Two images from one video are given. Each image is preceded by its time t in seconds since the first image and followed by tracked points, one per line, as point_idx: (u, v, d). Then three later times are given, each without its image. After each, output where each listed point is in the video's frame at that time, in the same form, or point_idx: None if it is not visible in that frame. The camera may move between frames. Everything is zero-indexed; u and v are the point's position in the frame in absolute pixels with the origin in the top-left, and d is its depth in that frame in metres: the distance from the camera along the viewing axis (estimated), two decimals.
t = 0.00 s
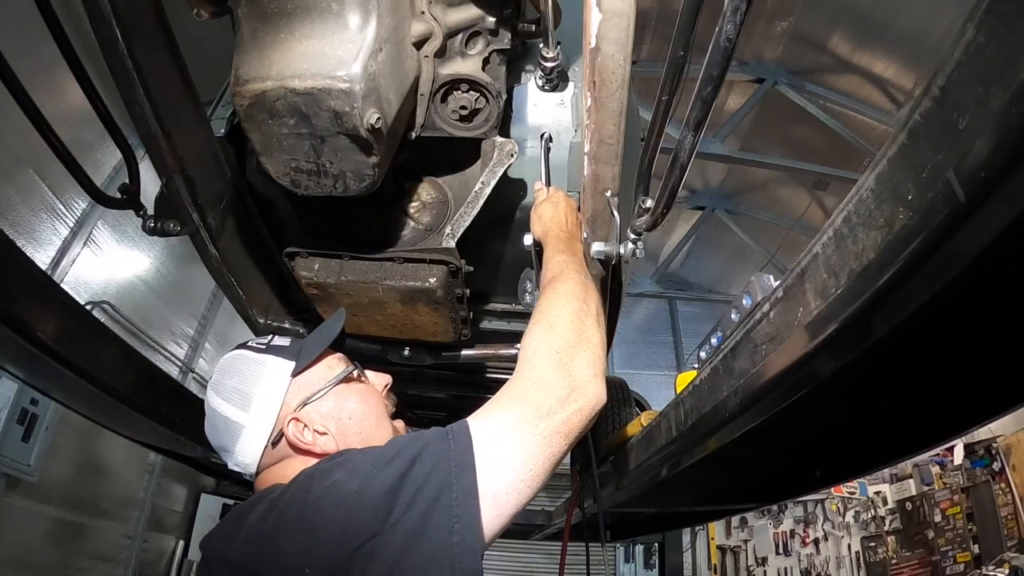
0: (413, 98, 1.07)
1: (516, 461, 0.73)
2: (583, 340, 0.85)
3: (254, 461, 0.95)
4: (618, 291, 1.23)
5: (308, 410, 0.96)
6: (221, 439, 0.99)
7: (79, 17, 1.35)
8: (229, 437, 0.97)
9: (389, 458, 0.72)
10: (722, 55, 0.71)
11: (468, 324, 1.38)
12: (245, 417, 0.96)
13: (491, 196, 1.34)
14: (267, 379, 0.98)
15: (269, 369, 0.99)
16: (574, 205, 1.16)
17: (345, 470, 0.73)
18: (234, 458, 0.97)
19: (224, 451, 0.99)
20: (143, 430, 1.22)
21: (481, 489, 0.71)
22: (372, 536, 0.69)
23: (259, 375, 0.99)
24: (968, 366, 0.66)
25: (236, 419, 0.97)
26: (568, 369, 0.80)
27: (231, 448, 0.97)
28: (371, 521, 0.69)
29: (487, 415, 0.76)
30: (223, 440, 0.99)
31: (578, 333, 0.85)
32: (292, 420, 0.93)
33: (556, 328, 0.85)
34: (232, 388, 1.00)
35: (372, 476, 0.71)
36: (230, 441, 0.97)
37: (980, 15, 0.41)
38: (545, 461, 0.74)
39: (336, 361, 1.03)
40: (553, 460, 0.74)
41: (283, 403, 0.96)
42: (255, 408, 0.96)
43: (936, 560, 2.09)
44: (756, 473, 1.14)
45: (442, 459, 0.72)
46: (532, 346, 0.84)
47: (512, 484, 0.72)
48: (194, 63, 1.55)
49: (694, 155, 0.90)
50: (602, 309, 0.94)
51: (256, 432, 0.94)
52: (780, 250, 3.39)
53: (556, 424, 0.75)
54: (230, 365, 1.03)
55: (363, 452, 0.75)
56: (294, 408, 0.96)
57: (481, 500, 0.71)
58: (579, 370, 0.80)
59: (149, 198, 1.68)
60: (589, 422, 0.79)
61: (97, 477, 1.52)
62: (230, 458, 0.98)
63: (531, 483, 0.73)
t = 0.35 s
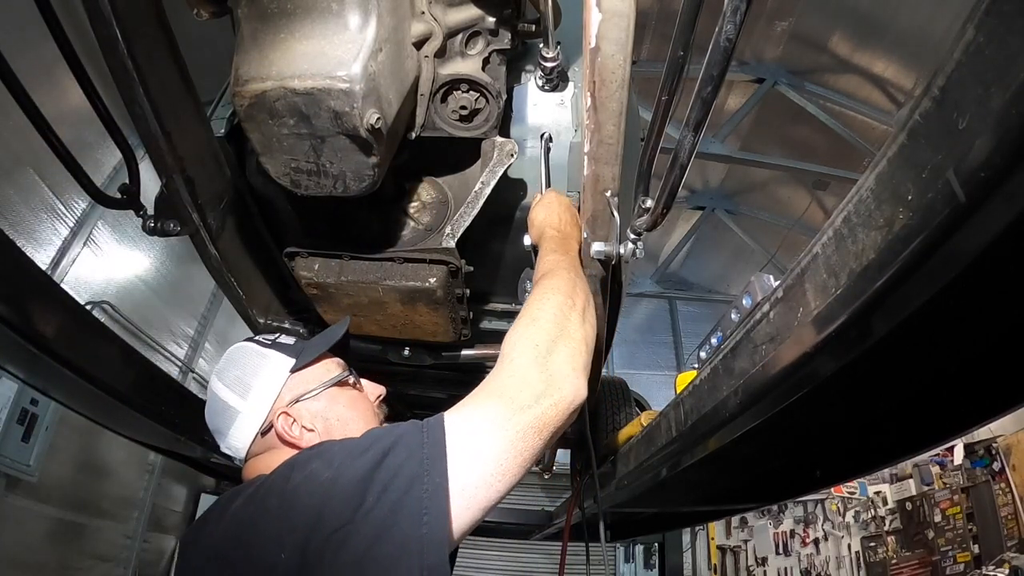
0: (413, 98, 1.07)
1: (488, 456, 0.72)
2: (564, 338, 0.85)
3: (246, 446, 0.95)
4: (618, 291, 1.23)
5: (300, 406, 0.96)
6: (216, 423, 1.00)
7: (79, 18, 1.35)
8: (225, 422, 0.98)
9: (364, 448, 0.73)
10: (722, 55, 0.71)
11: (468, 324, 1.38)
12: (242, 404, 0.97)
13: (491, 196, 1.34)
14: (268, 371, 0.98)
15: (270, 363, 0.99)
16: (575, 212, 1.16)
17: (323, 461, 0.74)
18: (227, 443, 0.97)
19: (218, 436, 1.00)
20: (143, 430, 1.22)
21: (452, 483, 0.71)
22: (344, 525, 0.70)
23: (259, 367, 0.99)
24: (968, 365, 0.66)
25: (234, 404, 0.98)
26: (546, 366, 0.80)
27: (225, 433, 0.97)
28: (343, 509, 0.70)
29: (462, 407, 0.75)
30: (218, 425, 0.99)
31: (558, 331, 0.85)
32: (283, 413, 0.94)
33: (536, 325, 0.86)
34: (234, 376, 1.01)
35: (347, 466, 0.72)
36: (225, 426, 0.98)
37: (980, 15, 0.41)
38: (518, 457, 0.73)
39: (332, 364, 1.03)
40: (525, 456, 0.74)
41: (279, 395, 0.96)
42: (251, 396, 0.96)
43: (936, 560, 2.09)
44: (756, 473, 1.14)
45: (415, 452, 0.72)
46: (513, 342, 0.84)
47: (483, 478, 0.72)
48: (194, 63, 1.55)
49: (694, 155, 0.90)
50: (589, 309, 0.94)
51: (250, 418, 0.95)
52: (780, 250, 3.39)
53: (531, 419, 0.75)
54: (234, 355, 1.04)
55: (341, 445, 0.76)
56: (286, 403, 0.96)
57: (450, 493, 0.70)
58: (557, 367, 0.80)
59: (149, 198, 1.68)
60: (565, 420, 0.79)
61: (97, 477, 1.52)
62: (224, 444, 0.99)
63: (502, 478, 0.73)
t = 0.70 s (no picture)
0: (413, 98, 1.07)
1: (471, 469, 0.72)
2: (549, 352, 0.85)
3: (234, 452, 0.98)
4: (618, 291, 1.23)
5: (282, 413, 0.97)
6: (208, 429, 1.03)
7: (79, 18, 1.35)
8: (215, 428, 1.00)
9: (353, 454, 0.74)
10: (722, 55, 0.71)
11: (468, 324, 1.38)
12: (227, 411, 0.98)
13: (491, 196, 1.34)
14: (252, 377, 0.99)
15: (254, 370, 1.00)
16: (577, 217, 1.15)
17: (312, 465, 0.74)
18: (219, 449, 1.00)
19: (211, 441, 1.03)
20: (143, 430, 1.22)
21: (434, 494, 0.71)
22: (333, 530, 0.70)
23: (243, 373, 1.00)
24: (969, 366, 0.66)
25: (220, 411, 0.99)
26: (531, 381, 0.80)
27: (217, 439, 1.00)
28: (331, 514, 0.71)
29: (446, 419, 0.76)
30: (210, 431, 1.02)
31: (544, 345, 0.86)
32: (263, 419, 0.96)
33: (523, 337, 0.86)
34: (222, 383, 1.02)
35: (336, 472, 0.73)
36: (215, 432, 1.00)
37: (979, 15, 0.41)
38: (500, 470, 0.74)
39: (318, 368, 1.02)
40: (507, 470, 0.74)
41: (261, 402, 0.97)
42: (235, 403, 0.98)
43: (936, 560, 2.09)
44: (757, 473, 1.14)
45: (400, 461, 0.72)
46: (500, 354, 0.84)
47: (464, 492, 0.72)
48: (194, 63, 1.54)
49: (694, 155, 0.90)
50: (577, 321, 0.94)
51: (236, 425, 0.97)
52: (780, 250, 3.39)
53: (513, 434, 0.75)
54: (223, 360, 1.05)
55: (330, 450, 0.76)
56: (269, 409, 0.97)
57: (432, 504, 0.70)
58: (542, 382, 0.80)
59: (149, 198, 1.69)
60: (546, 435, 0.79)
61: (97, 477, 1.52)
62: (217, 448, 1.02)
63: (483, 492, 0.73)
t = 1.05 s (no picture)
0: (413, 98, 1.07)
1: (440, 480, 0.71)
2: (532, 358, 0.82)
3: (235, 437, 0.99)
4: (618, 291, 1.23)
5: (283, 411, 0.98)
6: (216, 413, 1.04)
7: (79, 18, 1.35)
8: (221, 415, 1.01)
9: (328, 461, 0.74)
10: (722, 55, 0.71)
11: (468, 324, 1.38)
12: (237, 399, 0.99)
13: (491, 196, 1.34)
14: (266, 372, 1.00)
15: (269, 365, 1.01)
16: (576, 221, 1.15)
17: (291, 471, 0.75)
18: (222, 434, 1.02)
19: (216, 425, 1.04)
20: (143, 430, 1.23)
21: (402, 506, 0.70)
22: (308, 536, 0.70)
23: (258, 366, 1.01)
24: (969, 366, 0.66)
25: (229, 398, 1.00)
26: (510, 389, 0.77)
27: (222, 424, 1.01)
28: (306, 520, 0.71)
29: (418, 431, 0.75)
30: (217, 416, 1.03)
31: (528, 351, 0.83)
32: (265, 415, 0.97)
33: (506, 344, 0.84)
34: (237, 371, 1.03)
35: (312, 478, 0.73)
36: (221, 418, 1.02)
37: (980, 15, 0.41)
38: (472, 482, 0.72)
39: (328, 375, 1.02)
40: (480, 481, 0.72)
41: (269, 397, 0.98)
42: (245, 393, 0.98)
43: (936, 560, 2.09)
44: (756, 473, 1.14)
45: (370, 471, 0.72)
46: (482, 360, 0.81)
47: (434, 503, 0.71)
48: (194, 63, 1.54)
49: (694, 155, 0.90)
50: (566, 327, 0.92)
51: (241, 415, 0.98)
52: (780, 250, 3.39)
53: (487, 445, 0.72)
54: (247, 350, 1.07)
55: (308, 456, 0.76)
56: (272, 406, 0.98)
57: (400, 516, 0.70)
58: (522, 391, 0.77)
59: (149, 198, 1.69)
60: (526, 445, 0.76)
61: (97, 477, 1.52)
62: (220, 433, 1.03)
63: (455, 504, 0.72)
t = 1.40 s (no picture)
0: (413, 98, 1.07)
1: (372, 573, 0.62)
2: (512, 444, 0.69)
3: (239, 433, 1.01)
4: (618, 291, 1.23)
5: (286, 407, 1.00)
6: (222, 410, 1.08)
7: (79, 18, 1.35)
8: (227, 410, 1.05)
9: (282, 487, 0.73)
10: (723, 55, 0.71)
11: (468, 324, 1.38)
12: (242, 395, 1.03)
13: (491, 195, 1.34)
14: (271, 371, 1.04)
15: (275, 364, 1.05)
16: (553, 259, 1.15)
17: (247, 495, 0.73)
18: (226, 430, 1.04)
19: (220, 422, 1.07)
20: (142, 430, 1.23)
21: None
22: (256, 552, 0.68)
23: (263, 364, 1.05)
24: (969, 365, 0.66)
25: (235, 394, 1.04)
26: (476, 482, 0.65)
27: (227, 419, 1.05)
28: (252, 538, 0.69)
29: (405, 492, 0.67)
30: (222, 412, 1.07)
31: (510, 438, 0.70)
32: (268, 409, 0.99)
33: (487, 421, 0.72)
34: (242, 369, 1.07)
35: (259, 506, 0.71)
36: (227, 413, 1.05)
37: (980, 15, 0.41)
38: None
39: (333, 377, 1.07)
40: None
41: (272, 393, 1.01)
42: (250, 389, 1.02)
43: (936, 560, 2.09)
44: (756, 473, 1.14)
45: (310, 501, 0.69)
46: (457, 438, 0.71)
47: None
48: (194, 63, 1.55)
49: (694, 155, 0.90)
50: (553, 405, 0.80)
51: (245, 409, 1.01)
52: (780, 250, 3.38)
53: (428, 545, 0.62)
54: (254, 350, 1.11)
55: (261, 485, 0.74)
56: (276, 402, 1.00)
57: None
58: (488, 489, 0.64)
59: (150, 198, 1.69)
60: (486, 563, 0.62)
61: (97, 477, 1.52)
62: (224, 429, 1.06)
63: None
